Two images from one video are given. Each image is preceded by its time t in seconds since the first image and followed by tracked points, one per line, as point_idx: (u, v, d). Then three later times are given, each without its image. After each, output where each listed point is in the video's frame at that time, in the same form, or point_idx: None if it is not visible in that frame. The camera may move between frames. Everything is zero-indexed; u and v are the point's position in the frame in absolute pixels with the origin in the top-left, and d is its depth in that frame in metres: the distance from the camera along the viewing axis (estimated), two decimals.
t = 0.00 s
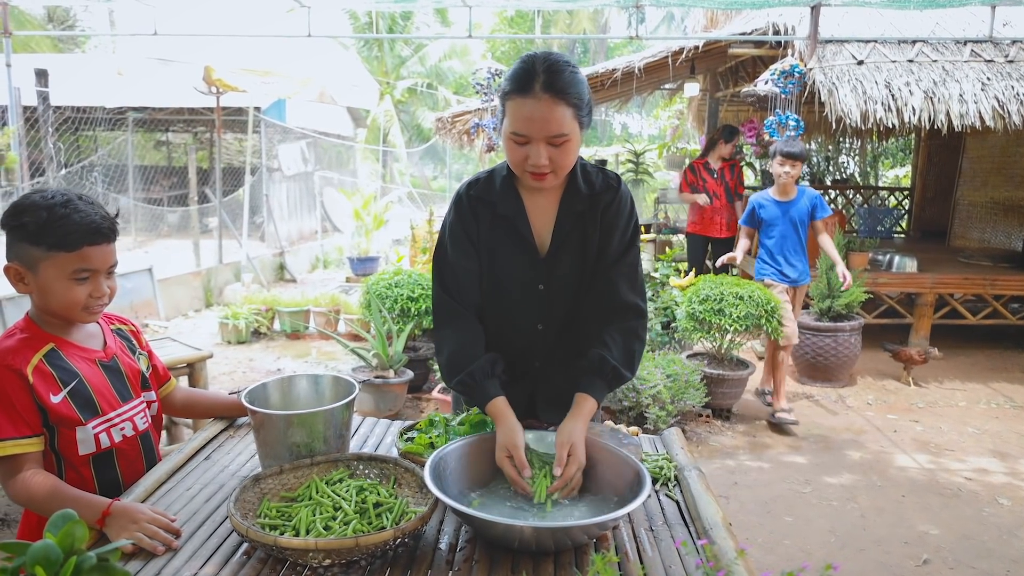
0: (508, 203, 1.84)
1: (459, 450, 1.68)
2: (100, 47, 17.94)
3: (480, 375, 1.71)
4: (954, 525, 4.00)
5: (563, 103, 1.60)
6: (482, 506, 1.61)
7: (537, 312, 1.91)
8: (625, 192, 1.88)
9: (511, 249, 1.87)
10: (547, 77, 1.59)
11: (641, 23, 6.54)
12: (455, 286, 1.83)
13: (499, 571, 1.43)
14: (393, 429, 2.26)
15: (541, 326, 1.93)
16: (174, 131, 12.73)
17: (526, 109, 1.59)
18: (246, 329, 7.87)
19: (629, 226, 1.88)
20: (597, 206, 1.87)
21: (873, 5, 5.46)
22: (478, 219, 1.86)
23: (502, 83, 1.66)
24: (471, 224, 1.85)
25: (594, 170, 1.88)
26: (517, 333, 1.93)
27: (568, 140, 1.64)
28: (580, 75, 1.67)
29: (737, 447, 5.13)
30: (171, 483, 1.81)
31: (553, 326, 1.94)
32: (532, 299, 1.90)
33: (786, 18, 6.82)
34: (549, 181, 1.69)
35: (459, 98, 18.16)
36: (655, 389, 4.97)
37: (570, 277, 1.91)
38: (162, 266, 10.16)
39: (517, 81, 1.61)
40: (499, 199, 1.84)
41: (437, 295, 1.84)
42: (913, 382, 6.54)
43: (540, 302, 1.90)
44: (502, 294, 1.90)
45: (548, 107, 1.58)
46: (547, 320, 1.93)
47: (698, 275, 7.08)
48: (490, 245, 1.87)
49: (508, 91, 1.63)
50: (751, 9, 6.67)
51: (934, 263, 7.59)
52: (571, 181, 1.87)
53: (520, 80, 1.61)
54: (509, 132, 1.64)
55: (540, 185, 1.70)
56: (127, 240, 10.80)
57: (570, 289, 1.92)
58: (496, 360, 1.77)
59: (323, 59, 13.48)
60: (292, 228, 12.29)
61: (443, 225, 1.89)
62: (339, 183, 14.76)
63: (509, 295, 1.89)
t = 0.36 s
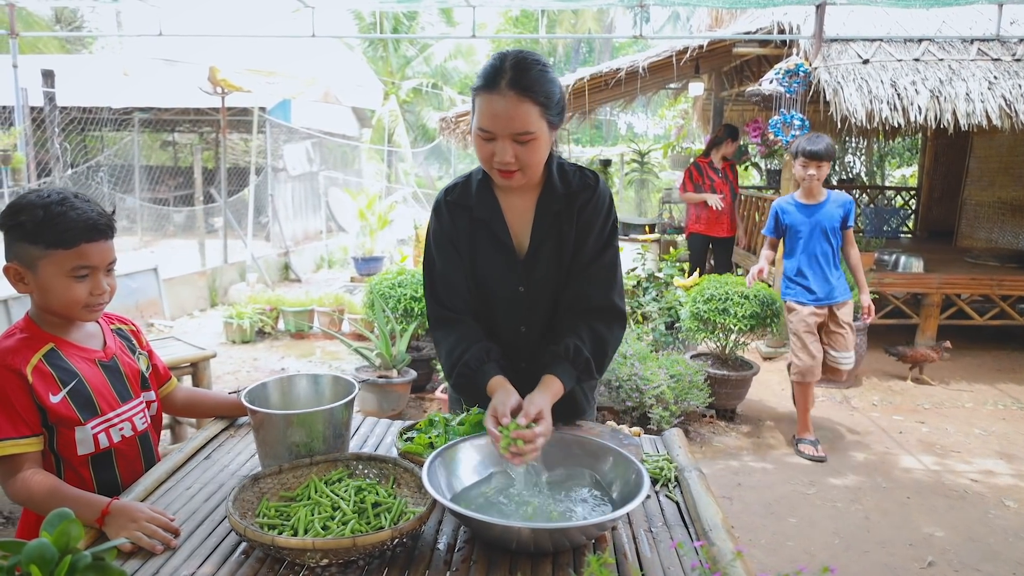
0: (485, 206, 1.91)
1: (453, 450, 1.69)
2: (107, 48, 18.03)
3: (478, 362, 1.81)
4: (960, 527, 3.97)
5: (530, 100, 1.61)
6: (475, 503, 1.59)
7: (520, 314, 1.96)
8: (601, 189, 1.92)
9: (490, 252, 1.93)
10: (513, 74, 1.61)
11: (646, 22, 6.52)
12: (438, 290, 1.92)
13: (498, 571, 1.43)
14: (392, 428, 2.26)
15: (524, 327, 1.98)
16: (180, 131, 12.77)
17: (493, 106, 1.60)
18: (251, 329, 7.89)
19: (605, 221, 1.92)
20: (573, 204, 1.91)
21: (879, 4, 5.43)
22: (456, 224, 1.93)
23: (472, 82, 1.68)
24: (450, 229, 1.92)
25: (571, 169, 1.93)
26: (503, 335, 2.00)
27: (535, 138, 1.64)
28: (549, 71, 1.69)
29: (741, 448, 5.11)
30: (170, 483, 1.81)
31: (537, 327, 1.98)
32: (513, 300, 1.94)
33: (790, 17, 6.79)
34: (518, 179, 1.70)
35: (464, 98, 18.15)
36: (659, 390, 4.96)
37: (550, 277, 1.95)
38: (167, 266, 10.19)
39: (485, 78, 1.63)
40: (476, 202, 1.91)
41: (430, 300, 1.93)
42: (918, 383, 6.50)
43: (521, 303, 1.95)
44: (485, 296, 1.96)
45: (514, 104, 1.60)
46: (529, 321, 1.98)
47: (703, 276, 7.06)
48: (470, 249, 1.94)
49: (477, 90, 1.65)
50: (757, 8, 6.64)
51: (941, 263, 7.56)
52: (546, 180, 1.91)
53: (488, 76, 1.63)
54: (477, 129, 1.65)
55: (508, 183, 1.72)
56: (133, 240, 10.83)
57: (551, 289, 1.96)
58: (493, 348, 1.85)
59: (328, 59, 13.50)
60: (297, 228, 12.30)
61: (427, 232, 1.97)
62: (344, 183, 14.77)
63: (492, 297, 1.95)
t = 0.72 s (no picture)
0: (463, 207, 1.93)
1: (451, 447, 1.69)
2: (116, 48, 18.12)
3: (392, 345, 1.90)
4: (965, 529, 3.95)
5: (525, 99, 1.60)
6: (472, 502, 1.59)
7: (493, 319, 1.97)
8: (580, 199, 1.89)
9: (465, 253, 1.94)
10: (513, 72, 1.60)
11: (652, 21, 6.50)
12: (414, 288, 1.98)
13: (496, 571, 1.43)
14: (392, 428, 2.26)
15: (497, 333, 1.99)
16: (187, 131, 12.82)
17: (493, 101, 1.59)
18: (256, 327, 7.92)
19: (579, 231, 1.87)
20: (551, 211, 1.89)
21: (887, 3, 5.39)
22: (435, 223, 1.96)
23: (468, 79, 1.68)
24: (429, 226, 1.97)
25: (555, 177, 1.91)
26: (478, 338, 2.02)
27: (533, 137, 1.65)
28: (545, 72, 1.68)
29: (746, 449, 5.09)
30: (171, 481, 1.82)
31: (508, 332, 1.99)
32: (484, 303, 1.95)
33: (797, 16, 6.76)
34: (513, 177, 1.69)
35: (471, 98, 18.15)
36: (663, 390, 4.94)
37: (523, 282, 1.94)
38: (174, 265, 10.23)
39: (485, 73, 1.62)
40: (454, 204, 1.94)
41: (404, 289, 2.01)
42: (925, 384, 6.47)
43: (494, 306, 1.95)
44: (461, 298, 1.99)
45: (513, 101, 1.59)
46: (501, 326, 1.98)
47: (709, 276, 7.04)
48: (445, 248, 1.96)
49: (475, 84, 1.63)
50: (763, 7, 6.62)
51: (948, 263, 7.52)
52: (528, 186, 1.90)
53: (489, 72, 1.62)
54: (475, 125, 1.65)
55: (504, 182, 1.71)
56: (140, 239, 10.89)
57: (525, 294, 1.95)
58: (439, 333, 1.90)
59: (334, 59, 13.53)
60: (303, 228, 12.33)
61: (409, 230, 2.03)
62: (350, 183, 14.80)
63: (467, 299, 1.97)
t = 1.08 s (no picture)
0: (483, 211, 1.80)
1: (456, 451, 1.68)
2: (124, 48, 18.22)
3: (458, 380, 1.60)
4: (972, 530, 3.93)
5: (543, 101, 1.60)
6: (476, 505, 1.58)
7: (514, 324, 1.91)
8: (602, 206, 1.83)
9: (486, 260, 1.83)
10: (529, 74, 1.60)
11: (658, 21, 6.49)
12: (432, 299, 1.77)
13: (497, 570, 1.43)
14: (394, 426, 2.28)
15: (517, 338, 1.94)
16: (195, 130, 12.88)
17: (511, 102, 1.59)
18: (263, 326, 7.95)
19: (605, 239, 1.80)
20: (574, 217, 1.81)
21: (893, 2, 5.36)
22: (454, 228, 1.81)
23: (484, 79, 1.66)
24: (447, 231, 1.80)
25: (573, 181, 1.83)
26: (495, 342, 1.96)
27: (551, 137, 1.64)
28: (560, 73, 1.67)
29: (751, 449, 5.08)
30: (174, 479, 1.83)
31: (529, 337, 1.95)
32: (507, 310, 1.88)
33: (804, 16, 6.73)
34: (532, 180, 1.68)
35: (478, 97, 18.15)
36: (668, 390, 4.94)
37: (545, 287, 1.88)
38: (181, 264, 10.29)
39: (501, 75, 1.62)
40: (474, 207, 1.80)
41: (415, 297, 1.79)
42: (932, 384, 6.44)
43: (516, 312, 1.88)
44: (479, 303, 1.89)
45: (532, 102, 1.59)
46: (523, 331, 1.93)
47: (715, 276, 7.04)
48: (466, 255, 1.83)
49: (489, 87, 1.64)
50: (770, 5, 6.60)
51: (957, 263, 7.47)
52: (548, 190, 1.81)
53: (504, 75, 1.62)
54: (491, 127, 1.64)
55: (522, 185, 1.68)
56: (148, 238, 10.94)
57: (546, 299, 1.90)
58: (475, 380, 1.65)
59: (342, 59, 13.56)
60: (310, 227, 12.37)
61: (419, 232, 1.85)
62: (358, 182, 14.83)
63: (488, 304, 1.88)
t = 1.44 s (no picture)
0: (506, 205, 1.84)
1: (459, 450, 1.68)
2: (134, 48, 18.34)
3: (470, 376, 1.65)
4: (978, 533, 3.91)
5: (570, 104, 1.62)
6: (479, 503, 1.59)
7: (533, 318, 1.90)
8: (626, 204, 1.87)
9: (507, 252, 1.86)
10: (556, 76, 1.62)
11: (664, 21, 6.49)
12: (453, 291, 1.79)
13: (497, 567, 1.44)
14: (398, 423, 2.31)
15: (537, 332, 1.92)
16: (204, 130, 12.94)
17: (534, 107, 1.60)
18: (269, 325, 7.99)
19: (630, 234, 1.83)
20: (597, 214, 1.85)
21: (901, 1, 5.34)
22: (475, 221, 1.84)
23: (509, 80, 1.67)
24: (469, 227, 1.83)
25: (595, 179, 1.87)
26: (513, 336, 1.93)
27: (575, 140, 1.65)
28: (586, 77, 1.69)
29: (756, 450, 5.07)
30: (179, 475, 1.85)
31: (549, 332, 1.94)
32: (527, 304, 1.88)
33: (811, 16, 6.70)
34: (555, 181, 1.68)
35: (485, 97, 18.17)
36: (673, 390, 4.94)
37: (566, 282, 1.89)
38: (189, 263, 10.34)
39: (524, 78, 1.63)
40: (497, 201, 1.84)
41: (431, 297, 1.79)
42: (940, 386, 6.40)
43: (538, 308, 1.89)
44: (497, 297, 1.89)
45: (556, 104, 1.60)
46: (543, 326, 1.92)
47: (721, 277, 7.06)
48: (488, 250, 1.86)
49: (514, 89, 1.64)
50: (777, 5, 6.58)
51: (965, 264, 7.43)
52: (571, 188, 1.85)
53: (529, 76, 1.63)
54: (515, 130, 1.64)
55: (546, 186, 1.69)
56: (156, 237, 10.99)
57: (567, 295, 1.91)
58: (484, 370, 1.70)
59: (349, 58, 13.59)
60: (317, 226, 12.42)
61: (439, 225, 1.87)
62: (364, 182, 14.87)
63: (508, 297, 1.88)
